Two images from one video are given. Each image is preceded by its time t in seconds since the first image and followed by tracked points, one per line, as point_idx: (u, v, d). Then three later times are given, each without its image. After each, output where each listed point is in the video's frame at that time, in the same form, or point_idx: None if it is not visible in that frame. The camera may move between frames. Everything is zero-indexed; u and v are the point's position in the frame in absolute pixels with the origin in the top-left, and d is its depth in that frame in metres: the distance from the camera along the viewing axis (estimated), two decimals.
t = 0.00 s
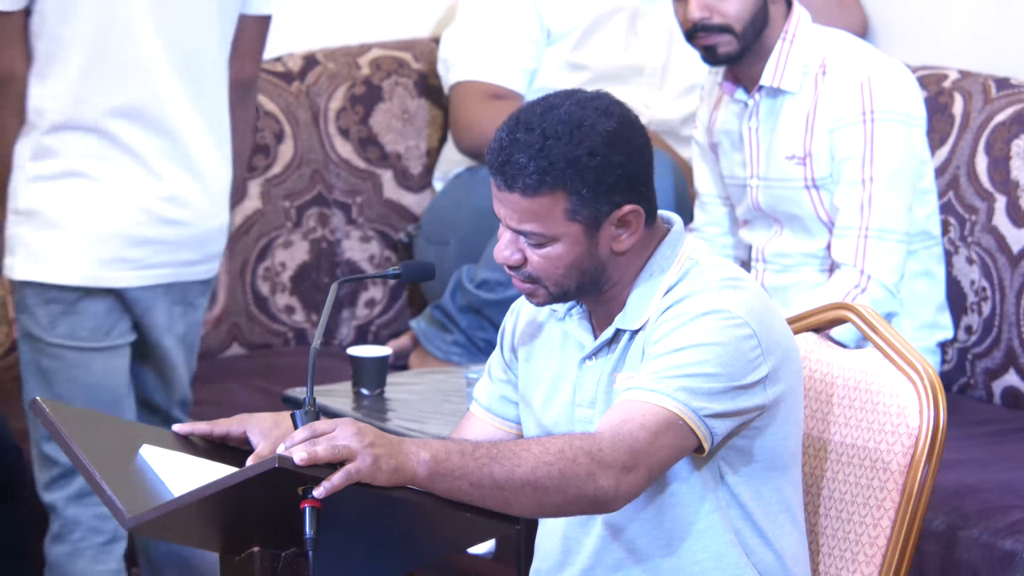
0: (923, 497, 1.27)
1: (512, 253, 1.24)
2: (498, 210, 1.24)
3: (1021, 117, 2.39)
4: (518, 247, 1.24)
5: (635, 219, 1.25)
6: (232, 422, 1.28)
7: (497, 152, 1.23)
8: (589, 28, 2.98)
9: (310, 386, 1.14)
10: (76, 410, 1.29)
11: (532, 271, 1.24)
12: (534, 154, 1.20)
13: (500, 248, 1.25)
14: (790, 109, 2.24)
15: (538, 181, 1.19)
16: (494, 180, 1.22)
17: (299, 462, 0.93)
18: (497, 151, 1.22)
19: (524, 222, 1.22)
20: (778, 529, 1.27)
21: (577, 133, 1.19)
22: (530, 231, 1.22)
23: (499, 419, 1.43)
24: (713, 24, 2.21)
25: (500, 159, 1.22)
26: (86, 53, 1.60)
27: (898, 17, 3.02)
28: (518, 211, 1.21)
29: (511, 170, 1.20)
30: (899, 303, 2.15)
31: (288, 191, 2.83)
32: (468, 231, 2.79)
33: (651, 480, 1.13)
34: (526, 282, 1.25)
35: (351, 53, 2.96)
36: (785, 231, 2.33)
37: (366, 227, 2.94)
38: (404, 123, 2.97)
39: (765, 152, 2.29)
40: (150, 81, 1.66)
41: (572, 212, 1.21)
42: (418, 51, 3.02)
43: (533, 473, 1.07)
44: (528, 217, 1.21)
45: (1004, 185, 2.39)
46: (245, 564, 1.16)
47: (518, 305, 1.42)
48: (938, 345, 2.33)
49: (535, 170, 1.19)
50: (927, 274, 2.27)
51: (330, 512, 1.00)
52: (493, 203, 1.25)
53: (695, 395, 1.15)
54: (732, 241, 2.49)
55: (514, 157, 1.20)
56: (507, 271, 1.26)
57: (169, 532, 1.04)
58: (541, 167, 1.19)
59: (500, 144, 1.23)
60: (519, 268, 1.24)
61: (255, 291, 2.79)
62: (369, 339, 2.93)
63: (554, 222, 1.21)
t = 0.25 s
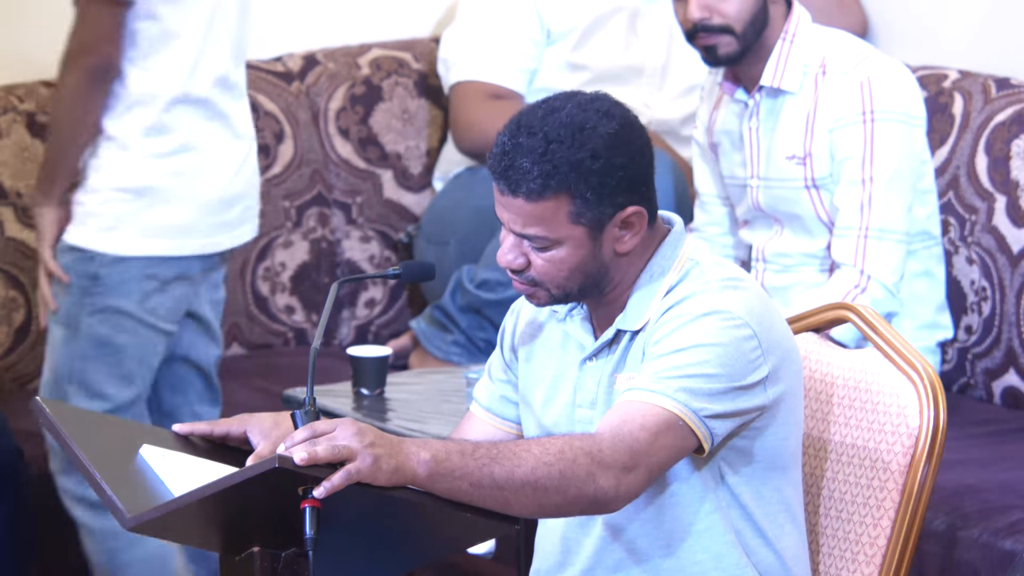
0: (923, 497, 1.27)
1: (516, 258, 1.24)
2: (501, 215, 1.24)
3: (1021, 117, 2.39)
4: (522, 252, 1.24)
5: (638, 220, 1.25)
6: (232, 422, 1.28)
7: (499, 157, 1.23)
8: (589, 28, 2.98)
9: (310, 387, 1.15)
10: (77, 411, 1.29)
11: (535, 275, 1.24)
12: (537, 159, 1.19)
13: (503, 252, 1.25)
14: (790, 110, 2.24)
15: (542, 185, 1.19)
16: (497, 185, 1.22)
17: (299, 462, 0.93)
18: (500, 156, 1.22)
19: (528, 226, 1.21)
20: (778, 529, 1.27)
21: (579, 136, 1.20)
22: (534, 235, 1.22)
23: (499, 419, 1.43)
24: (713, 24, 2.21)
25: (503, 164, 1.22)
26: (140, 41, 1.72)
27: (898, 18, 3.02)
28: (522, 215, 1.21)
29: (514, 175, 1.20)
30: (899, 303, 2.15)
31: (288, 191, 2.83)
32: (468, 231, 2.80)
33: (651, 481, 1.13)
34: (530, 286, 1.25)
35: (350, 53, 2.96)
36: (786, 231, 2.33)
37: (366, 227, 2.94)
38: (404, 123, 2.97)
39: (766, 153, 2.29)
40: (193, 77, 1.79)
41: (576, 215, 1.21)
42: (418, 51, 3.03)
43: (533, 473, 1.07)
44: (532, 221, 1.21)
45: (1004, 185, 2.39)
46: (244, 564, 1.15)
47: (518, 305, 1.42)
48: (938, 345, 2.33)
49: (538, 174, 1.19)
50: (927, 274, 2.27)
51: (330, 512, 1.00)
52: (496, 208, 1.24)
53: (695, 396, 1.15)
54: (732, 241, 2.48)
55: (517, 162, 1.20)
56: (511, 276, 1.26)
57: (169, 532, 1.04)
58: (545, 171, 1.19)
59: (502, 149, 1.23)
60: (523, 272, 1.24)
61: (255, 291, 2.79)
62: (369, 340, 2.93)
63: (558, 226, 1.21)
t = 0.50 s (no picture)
0: (923, 497, 1.27)
1: (518, 253, 1.23)
2: (503, 210, 1.23)
3: (1021, 117, 2.39)
4: (525, 247, 1.23)
5: (640, 216, 1.25)
6: (232, 422, 1.28)
7: (501, 152, 1.23)
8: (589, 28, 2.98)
9: (310, 387, 1.15)
10: (77, 411, 1.29)
11: (537, 271, 1.24)
12: (539, 153, 1.19)
13: (505, 248, 1.24)
14: (790, 109, 2.24)
15: (544, 178, 1.19)
16: (499, 180, 1.22)
17: (299, 462, 0.93)
18: (502, 151, 1.22)
19: (530, 220, 1.21)
20: (778, 530, 1.26)
21: (582, 129, 1.20)
22: (536, 230, 1.22)
23: (498, 418, 1.43)
24: (713, 25, 2.21)
25: (505, 159, 1.21)
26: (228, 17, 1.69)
27: (897, 18, 3.02)
28: (524, 210, 1.21)
29: (516, 169, 1.20)
30: (899, 303, 2.15)
31: (288, 191, 2.83)
32: (469, 231, 2.79)
33: (651, 480, 1.13)
34: (531, 282, 1.25)
35: (350, 53, 2.96)
36: (786, 230, 2.33)
37: (366, 226, 2.95)
38: (404, 123, 2.98)
39: (766, 152, 2.29)
40: (234, 52, 1.72)
41: (578, 209, 1.21)
42: (418, 51, 3.03)
43: (532, 472, 1.07)
44: (534, 216, 1.21)
45: (1004, 185, 2.39)
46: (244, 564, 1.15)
47: (517, 304, 1.42)
48: (938, 345, 2.33)
49: (541, 167, 1.19)
50: (927, 274, 2.27)
51: (329, 511, 1.00)
52: (498, 204, 1.24)
53: (694, 395, 1.15)
54: (732, 241, 2.48)
55: (519, 156, 1.20)
56: (511, 272, 1.25)
57: (169, 532, 1.04)
58: (547, 165, 1.19)
59: (504, 144, 1.23)
60: (525, 268, 1.24)
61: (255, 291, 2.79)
62: (369, 339, 2.93)
63: (560, 220, 1.21)
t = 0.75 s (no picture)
0: (923, 497, 1.27)
1: (521, 254, 1.23)
2: (504, 211, 1.24)
3: (1021, 117, 2.39)
4: (526, 247, 1.23)
5: (642, 215, 1.25)
6: (232, 422, 1.28)
7: (502, 153, 1.23)
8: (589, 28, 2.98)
9: (310, 387, 1.15)
10: (78, 410, 1.29)
11: (539, 271, 1.24)
12: (540, 154, 1.19)
13: (507, 248, 1.24)
14: (791, 109, 2.24)
15: (545, 180, 1.19)
16: (500, 181, 1.22)
17: (299, 462, 0.93)
18: (503, 152, 1.22)
19: (531, 221, 1.21)
20: (778, 530, 1.26)
21: (583, 130, 1.20)
22: (538, 230, 1.22)
23: (498, 418, 1.43)
24: (713, 25, 2.21)
25: (506, 160, 1.21)
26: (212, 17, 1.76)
27: (898, 18, 3.02)
28: (526, 211, 1.21)
29: (517, 170, 1.20)
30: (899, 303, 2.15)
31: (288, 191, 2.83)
32: (468, 231, 2.80)
33: (651, 479, 1.13)
34: (536, 282, 1.25)
35: (350, 53, 2.96)
36: (786, 230, 2.33)
37: (366, 227, 2.94)
38: (404, 123, 2.97)
39: (766, 152, 2.29)
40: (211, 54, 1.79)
41: (579, 210, 1.21)
42: (418, 51, 3.03)
43: (532, 472, 1.07)
44: (535, 217, 1.21)
45: (1004, 185, 2.39)
46: (244, 565, 1.15)
47: (517, 304, 1.42)
48: (938, 345, 2.33)
49: (542, 169, 1.19)
50: (927, 274, 2.27)
51: (329, 511, 1.00)
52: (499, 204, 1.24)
53: (694, 394, 1.15)
54: (732, 241, 2.48)
55: (520, 157, 1.20)
56: (515, 272, 1.25)
57: (169, 532, 1.04)
58: (548, 166, 1.19)
59: (505, 145, 1.23)
60: (528, 268, 1.24)
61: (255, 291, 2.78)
62: (369, 339, 2.93)
63: (561, 221, 1.21)
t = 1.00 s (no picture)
0: (923, 496, 1.27)
1: (516, 257, 1.24)
2: (501, 215, 1.24)
3: (1021, 117, 2.39)
4: (522, 251, 1.24)
5: (639, 223, 1.25)
6: (232, 422, 1.28)
7: (499, 157, 1.23)
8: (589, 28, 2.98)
9: (310, 387, 1.15)
10: (78, 410, 1.29)
11: (535, 274, 1.25)
12: (537, 160, 1.19)
13: (504, 250, 1.25)
14: (790, 109, 2.24)
15: (541, 187, 1.19)
16: (497, 185, 1.22)
17: (299, 462, 0.93)
18: (500, 157, 1.22)
19: (527, 227, 1.22)
20: (778, 529, 1.26)
21: (580, 138, 1.19)
22: (533, 236, 1.22)
23: (498, 418, 1.43)
24: (712, 25, 2.22)
25: (503, 165, 1.22)
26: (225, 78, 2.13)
27: (898, 18, 3.02)
28: (522, 217, 1.21)
29: (513, 176, 1.20)
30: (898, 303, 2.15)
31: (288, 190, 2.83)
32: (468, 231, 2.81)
33: (651, 480, 1.13)
34: (531, 285, 1.26)
35: (350, 53, 2.95)
36: (785, 230, 2.33)
37: (366, 227, 2.92)
38: (404, 123, 2.98)
39: (765, 153, 2.29)
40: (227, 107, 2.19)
41: (575, 218, 1.21)
42: (418, 51, 3.03)
43: (533, 473, 1.07)
44: (531, 223, 1.21)
45: (1004, 185, 2.39)
46: (244, 565, 1.15)
47: (518, 304, 1.42)
48: (938, 345, 2.33)
49: (538, 176, 1.19)
50: (927, 274, 2.27)
51: (330, 511, 1.00)
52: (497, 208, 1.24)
53: (695, 395, 1.15)
54: (732, 241, 2.48)
55: (517, 163, 1.20)
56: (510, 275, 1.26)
57: (170, 532, 1.04)
58: (544, 174, 1.19)
59: (502, 150, 1.23)
60: (522, 271, 1.25)
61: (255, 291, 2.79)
62: (369, 339, 2.93)
63: (557, 227, 1.21)
